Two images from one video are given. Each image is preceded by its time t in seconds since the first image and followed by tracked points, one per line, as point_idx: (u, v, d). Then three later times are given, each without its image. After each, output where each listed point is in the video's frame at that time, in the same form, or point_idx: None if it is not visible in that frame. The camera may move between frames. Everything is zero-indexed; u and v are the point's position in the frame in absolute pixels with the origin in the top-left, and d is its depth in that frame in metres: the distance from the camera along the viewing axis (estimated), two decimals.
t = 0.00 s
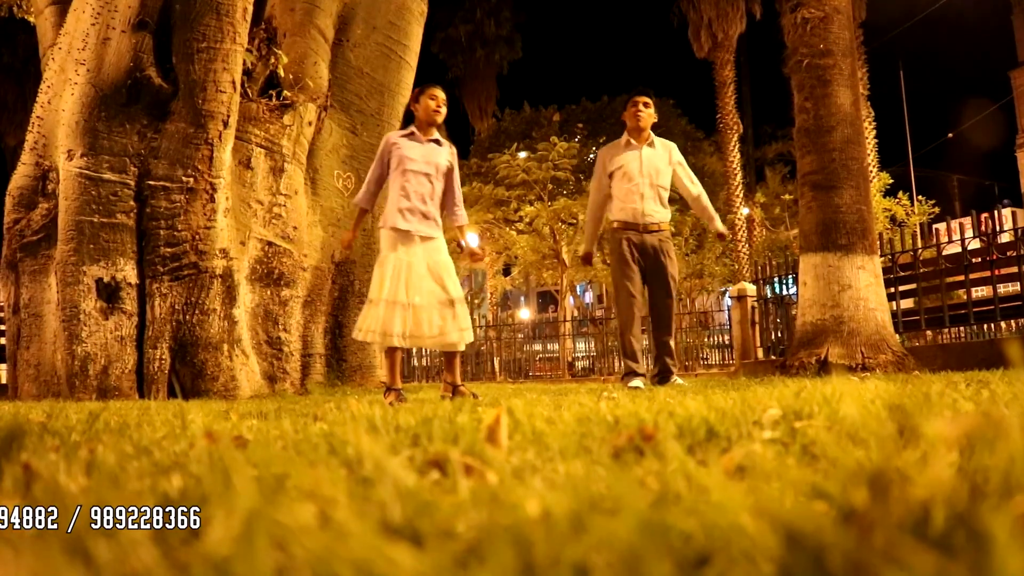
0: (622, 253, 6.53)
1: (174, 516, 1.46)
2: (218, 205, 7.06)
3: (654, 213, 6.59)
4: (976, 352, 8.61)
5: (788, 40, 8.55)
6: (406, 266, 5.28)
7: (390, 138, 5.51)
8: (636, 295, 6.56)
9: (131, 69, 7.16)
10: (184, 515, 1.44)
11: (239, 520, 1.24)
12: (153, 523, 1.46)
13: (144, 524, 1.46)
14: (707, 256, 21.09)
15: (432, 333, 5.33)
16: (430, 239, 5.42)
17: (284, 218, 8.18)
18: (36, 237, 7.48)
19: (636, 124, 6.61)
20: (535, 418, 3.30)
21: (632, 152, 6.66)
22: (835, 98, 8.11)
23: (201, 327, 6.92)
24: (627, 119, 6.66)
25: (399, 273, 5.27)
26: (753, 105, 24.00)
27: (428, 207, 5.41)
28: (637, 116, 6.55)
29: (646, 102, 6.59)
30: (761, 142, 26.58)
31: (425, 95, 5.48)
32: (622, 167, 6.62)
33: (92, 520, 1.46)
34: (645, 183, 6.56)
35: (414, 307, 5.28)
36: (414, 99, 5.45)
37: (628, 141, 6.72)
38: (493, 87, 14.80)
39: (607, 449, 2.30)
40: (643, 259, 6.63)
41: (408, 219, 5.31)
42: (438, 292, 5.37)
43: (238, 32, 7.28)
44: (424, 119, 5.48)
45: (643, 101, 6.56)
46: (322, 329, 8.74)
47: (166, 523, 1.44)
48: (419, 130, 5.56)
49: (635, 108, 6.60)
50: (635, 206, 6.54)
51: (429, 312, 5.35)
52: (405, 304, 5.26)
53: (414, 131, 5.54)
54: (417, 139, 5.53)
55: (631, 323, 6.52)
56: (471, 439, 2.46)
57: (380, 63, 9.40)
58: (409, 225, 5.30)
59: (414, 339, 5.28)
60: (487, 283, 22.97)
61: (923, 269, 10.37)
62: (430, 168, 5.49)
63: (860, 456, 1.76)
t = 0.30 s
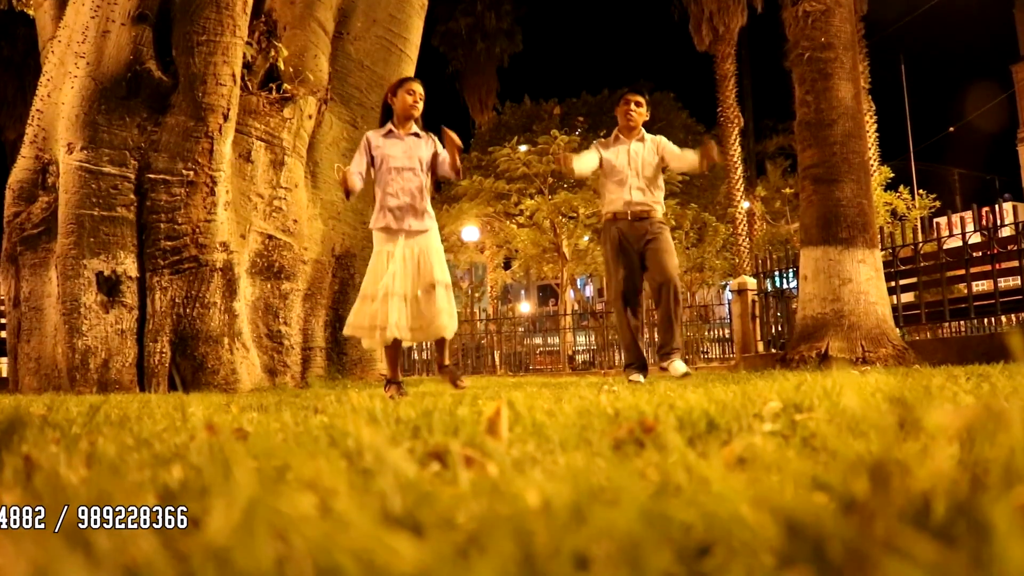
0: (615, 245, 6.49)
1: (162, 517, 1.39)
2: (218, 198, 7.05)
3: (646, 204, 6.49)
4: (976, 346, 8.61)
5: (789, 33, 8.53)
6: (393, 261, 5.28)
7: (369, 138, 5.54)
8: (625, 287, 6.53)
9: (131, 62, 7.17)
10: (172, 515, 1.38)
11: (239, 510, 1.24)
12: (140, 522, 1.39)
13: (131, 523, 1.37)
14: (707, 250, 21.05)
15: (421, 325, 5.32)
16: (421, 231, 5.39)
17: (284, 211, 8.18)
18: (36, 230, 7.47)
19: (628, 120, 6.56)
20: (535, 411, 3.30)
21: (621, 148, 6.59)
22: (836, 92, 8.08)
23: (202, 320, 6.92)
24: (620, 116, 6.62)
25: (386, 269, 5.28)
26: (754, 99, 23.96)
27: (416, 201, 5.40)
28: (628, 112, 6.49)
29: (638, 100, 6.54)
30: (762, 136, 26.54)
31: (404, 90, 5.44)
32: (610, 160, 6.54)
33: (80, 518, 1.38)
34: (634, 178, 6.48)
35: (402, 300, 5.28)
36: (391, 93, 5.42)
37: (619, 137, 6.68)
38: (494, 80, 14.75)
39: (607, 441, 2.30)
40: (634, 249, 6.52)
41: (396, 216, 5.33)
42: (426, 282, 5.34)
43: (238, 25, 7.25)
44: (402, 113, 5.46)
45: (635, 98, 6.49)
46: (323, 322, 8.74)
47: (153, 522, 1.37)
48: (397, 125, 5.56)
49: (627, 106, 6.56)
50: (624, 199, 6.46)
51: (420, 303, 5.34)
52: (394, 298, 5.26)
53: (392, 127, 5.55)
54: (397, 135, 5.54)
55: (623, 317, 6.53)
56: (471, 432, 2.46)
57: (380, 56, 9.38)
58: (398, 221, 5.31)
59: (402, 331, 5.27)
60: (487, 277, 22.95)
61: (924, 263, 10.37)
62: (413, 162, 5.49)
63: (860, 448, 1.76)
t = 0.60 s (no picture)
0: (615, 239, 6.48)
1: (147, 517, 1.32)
2: (218, 191, 7.04)
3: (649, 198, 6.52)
4: (977, 340, 8.61)
5: (790, 26, 8.51)
6: (392, 253, 5.30)
7: (366, 130, 5.53)
8: (624, 281, 6.51)
9: (131, 55, 7.13)
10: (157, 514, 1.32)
11: (239, 500, 1.24)
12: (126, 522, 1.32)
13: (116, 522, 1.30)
14: (708, 243, 21.06)
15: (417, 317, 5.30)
16: (420, 223, 5.37)
17: (284, 204, 8.18)
18: (36, 223, 7.47)
19: (627, 113, 6.52)
20: (535, 404, 3.30)
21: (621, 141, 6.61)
22: (837, 85, 8.07)
23: (202, 314, 6.91)
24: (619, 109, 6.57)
25: (385, 261, 5.31)
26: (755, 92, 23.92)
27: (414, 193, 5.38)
28: (628, 106, 6.44)
29: (639, 94, 6.46)
30: (763, 129, 26.51)
31: (401, 80, 5.41)
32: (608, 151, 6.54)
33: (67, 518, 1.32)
34: (634, 171, 6.49)
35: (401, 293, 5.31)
36: (389, 83, 5.38)
37: (618, 130, 6.69)
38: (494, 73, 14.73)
39: (608, 432, 2.31)
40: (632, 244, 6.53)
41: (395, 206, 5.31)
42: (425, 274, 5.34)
43: (239, 17, 7.22)
44: (400, 103, 5.44)
45: (636, 91, 6.42)
46: (323, 315, 8.73)
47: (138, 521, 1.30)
48: (394, 117, 5.55)
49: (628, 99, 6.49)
50: (623, 192, 6.47)
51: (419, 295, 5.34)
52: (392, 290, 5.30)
53: (389, 119, 5.54)
54: (394, 127, 5.53)
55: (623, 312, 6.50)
56: (472, 424, 2.46)
57: (381, 49, 9.36)
58: (397, 214, 5.29)
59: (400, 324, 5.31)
60: (487, 270, 22.95)
61: (924, 257, 10.36)
62: (411, 153, 5.48)
63: (860, 439, 1.77)
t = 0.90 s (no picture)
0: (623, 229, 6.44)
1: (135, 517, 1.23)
2: (219, 183, 7.03)
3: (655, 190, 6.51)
4: (978, 333, 8.61)
5: (792, 19, 8.48)
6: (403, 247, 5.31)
7: (377, 120, 5.43)
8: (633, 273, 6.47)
9: (131, 47, 7.13)
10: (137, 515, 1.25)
11: (239, 487, 1.24)
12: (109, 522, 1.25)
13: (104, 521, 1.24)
14: (709, 236, 21.05)
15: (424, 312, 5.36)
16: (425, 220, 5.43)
17: (285, 196, 8.17)
18: (37, 216, 7.47)
19: (634, 102, 6.53)
20: (536, 395, 3.30)
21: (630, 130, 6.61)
22: (839, 78, 8.05)
23: (203, 306, 6.90)
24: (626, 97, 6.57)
25: (394, 256, 5.31)
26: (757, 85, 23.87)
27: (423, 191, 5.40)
28: (636, 94, 6.45)
29: (647, 83, 6.48)
30: (764, 122, 26.47)
31: (415, 77, 5.39)
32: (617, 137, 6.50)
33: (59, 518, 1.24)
34: (642, 160, 6.47)
35: (409, 289, 5.33)
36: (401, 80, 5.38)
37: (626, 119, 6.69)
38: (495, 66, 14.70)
39: (609, 423, 2.31)
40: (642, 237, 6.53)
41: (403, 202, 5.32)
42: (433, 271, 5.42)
43: (239, 9, 7.19)
44: (412, 100, 5.43)
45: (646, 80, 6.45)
46: (323, 308, 8.73)
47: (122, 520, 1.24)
48: (405, 112, 5.51)
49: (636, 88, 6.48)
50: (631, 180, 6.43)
51: (425, 292, 5.40)
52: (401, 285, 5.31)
53: (401, 113, 5.48)
54: (406, 121, 5.49)
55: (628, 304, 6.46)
56: (473, 415, 2.46)
57: (382, 41, 9.34)
58: (406, 210, 5.32)
59: (407, 319, 5.31)
60: (488, 263, 22.93)
61: (926, 250, 10.35)
62: (421, 150, 5.48)
63: (861, 429, 1.77)
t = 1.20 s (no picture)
0: (644, 225, 6.45)
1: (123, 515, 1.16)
2: (219, 175, 7.01)
3: (671, 188, 6.61)
4: (979, 325, 8.61)
5: (794, 10, 8.46)
6: (423, 237, 5.38)
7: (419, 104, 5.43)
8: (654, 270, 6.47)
9: (131, 38, 7.13)
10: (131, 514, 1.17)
11: (240, 477, 1.25)
12: (102, 523, 1.17)
13: (96, 522, 1.16)
14: (709, 228, 21.03)
15: (435, 304, 5.41)
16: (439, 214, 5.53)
17: (286, 188, 8.16)
18: (37, 208, 7.46)
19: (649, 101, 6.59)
20: (537, 386, 3.30)
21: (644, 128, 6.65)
22: (840, 69, 8.04)
23: (203, 298, 6.90)
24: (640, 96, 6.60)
25: (413, 244, 5.36)
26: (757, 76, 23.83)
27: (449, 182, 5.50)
28: (653, 93, 6.52)
29: (660, 82, 6.58)
30: (765, 114, 26.43)
31: (440, 69, 5.53)
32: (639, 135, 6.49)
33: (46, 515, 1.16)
34: (662, 158, 6.56)
35: (424, 279, 5.38)
36: (426, 69, 5.49)
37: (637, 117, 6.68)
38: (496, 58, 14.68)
39: (609, 413, 2.31)
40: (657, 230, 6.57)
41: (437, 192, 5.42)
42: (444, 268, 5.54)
43: None
44: (437, 92, 5.53)
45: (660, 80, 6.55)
46: (324, 300, 8.73)
47: (116, 521, 1.16)
48: (436, 104, 5.61)
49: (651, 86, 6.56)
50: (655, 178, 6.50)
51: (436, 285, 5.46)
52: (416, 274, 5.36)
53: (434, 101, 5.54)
54: (438, 112, 5.59)
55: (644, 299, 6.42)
56: (474, 405, 2.46)
57: (382, 33, 9.31)
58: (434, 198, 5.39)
59: (418, 308, 5.35)
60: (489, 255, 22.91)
61: (927, 242, 10.34)
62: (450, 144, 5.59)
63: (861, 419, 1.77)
